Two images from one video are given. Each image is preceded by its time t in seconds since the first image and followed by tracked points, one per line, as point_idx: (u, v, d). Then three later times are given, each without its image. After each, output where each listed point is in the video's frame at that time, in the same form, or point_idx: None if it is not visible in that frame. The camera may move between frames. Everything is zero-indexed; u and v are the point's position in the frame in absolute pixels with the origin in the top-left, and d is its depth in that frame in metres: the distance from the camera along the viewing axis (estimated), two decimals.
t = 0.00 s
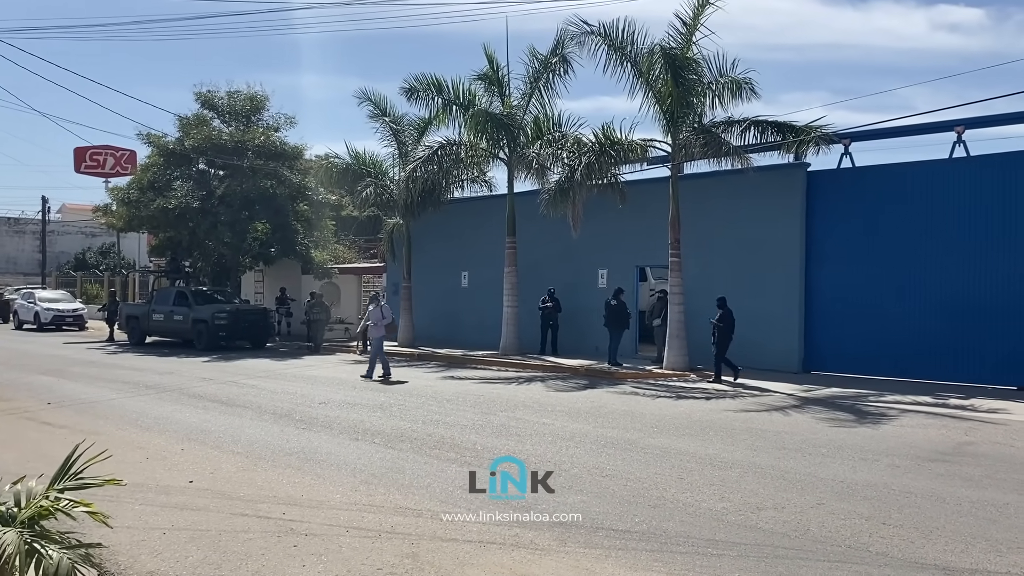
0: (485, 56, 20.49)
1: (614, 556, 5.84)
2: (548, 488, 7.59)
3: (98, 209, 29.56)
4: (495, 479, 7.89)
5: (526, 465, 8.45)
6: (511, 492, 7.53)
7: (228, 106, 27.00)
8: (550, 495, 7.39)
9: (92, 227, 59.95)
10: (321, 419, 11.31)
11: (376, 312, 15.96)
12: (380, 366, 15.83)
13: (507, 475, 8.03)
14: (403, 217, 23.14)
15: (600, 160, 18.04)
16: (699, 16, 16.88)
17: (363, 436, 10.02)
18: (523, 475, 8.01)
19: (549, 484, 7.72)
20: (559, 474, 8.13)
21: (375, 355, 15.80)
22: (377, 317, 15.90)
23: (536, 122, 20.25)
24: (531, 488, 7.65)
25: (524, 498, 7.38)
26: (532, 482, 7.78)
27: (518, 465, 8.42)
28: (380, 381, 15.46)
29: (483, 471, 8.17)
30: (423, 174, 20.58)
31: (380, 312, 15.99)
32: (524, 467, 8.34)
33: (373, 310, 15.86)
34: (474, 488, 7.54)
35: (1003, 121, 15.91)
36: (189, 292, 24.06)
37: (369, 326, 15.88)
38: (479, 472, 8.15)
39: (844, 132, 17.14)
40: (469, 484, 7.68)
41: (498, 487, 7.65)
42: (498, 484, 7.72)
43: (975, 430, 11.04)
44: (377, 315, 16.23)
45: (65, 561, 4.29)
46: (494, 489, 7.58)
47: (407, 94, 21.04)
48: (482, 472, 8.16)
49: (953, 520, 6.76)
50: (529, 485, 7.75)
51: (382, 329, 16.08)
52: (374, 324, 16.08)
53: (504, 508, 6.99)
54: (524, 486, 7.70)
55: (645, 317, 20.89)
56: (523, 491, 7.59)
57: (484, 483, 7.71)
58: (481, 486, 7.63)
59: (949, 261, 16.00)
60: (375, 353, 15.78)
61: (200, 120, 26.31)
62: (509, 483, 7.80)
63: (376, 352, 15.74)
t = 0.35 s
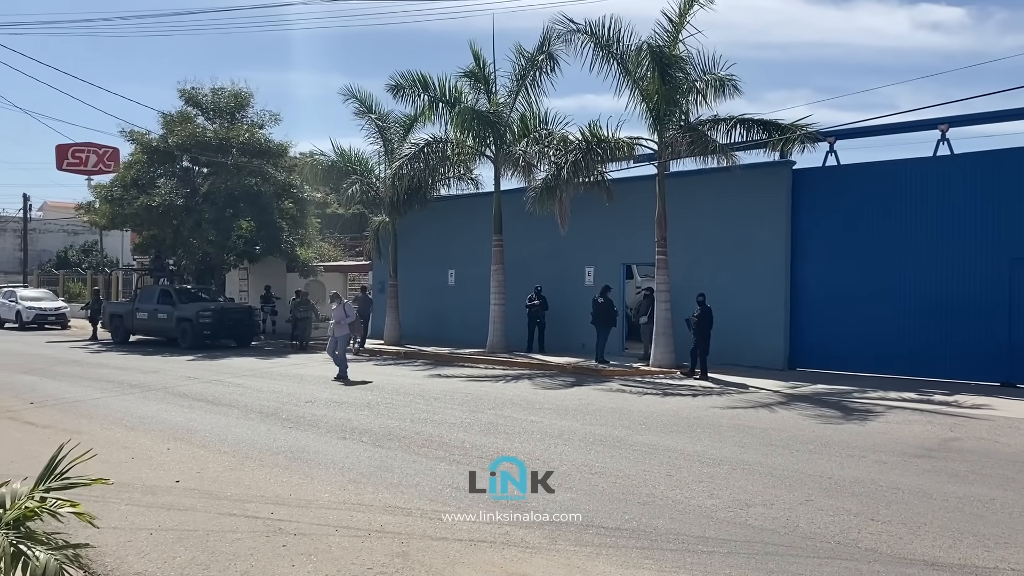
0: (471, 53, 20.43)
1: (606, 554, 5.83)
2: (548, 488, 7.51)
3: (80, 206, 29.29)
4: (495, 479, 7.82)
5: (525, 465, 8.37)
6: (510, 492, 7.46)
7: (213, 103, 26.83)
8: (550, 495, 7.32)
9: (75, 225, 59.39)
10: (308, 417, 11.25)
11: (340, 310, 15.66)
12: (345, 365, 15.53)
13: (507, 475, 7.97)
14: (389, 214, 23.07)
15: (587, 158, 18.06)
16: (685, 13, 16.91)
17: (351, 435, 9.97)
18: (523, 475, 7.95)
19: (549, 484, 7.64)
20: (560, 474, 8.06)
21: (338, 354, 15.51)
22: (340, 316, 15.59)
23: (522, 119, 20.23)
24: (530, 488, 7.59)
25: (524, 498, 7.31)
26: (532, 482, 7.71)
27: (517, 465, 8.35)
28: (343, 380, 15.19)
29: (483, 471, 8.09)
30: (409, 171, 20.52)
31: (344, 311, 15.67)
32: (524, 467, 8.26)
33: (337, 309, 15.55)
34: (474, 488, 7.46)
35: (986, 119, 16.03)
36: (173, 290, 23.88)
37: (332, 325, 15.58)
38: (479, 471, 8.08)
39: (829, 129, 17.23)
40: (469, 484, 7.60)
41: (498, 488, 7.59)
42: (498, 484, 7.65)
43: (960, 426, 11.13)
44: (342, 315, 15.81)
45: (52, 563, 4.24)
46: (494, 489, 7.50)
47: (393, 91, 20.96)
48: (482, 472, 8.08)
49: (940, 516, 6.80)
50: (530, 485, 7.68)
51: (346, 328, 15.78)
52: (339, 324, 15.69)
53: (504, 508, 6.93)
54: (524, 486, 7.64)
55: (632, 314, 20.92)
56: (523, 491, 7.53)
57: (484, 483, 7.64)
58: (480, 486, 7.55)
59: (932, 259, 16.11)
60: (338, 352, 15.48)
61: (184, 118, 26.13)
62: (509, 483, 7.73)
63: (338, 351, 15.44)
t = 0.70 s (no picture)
0: (453, 51, 20.37)
1: (590, 553, 5.83)
2: (549, 488, 7.49)
3: (57, 205, 28.96)
4: (495, 479, 7.79)
5: (526, 464, 8.35)
6: (511, 492, 7.43)
7: (192, 101, 26.60)
8: (550, 495, 7.30)
9: (51, 224, 58.68)
10: (290, 418, 11.17)
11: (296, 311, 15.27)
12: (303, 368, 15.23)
13: (507, 476, 7.94)
14: (371, 213, 22.99)
15: (569, 157, 18.07)
16: (666, 13, 16.95)
17: (333, 435, 9.92)
18: (523, 475, 7.92)
19: (549, 484, 7.61)
20: (559, 474, 8.03)
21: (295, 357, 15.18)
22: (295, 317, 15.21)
23: (504, 118, 20.20)
24: (531, 488, 7.56)
25: (524, 498, 7.29)
26: (533, 482, 7.69)
27: (517, 465, 8.32)
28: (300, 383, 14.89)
29: (483, 471, 8.06)
30: (390, 170, 20.43)
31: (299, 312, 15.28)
32: (524, 467, 8.24)
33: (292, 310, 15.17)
34: (475, 488, 7.43)
35: (965, 119, 16.18)
36: (152, 289, 23.66)
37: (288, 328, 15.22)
38: (479, 471, 8.05)
39: (810, 128, 17.33)
40: (469, 484, 7.57)
41: (498, 487, 7.56)
42: (498, 484, 7.62)
43: (939, 423, 11.22)
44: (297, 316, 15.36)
45: (31, 565, 4.19)
46: (495, 489, 7.48)
47: (374, 89, 20.85)
48: (483, 472, 8.05)
49: (920, 513, 6.85)
50: (529, 485, 7.66)
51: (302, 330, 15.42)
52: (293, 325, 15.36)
53: (503, 508, 6.90)
54: (524, 486, 7.61)
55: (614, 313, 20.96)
56: (523, 491, 7.51)
57: (484, 483, 7.60)
58: (481, 486, 7.52)
59: (911, 258, 16.26)
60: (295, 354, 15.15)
61: (162, 116, 25.91)
62: (509, 483, 7.71)
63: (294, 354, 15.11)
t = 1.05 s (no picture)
0: (431, 52, 20.32)
1: (570, 554, 5.83)
2: (548, 488, 7.53)
3: (30, 206, 28.57)
4: (496, 479, 7.83)
5: (526, 465, 8.40)
6: (510, 492, 7.47)
7: (168, 102, 26.36)
8: (551, 494, 7.34)
9: (25, 226, 57.91)
10: (268, 421, 11.09)
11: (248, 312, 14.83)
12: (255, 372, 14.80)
13: (507, 476, 7.98)
14: (349, 214, 22.88)
15: (548, 158, 18.09)
16: (644, 14, 17.01)
17: (312, 438, 9.84)
18: (523, 475, 7.96)
19: (549, 484, 7.65)
20: (559, 474, 8.09)
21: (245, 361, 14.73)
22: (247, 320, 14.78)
23: (483, 119, 20.18)
24: (530, 488, 7.60)
25: (524, 498, 7.33)
26: (532, 482, 7.72)
27: (517, 465, 8.37)
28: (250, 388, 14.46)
29: (483, 471, 8.12)
30: (369, 171, 20.32)
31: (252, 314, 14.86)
32: (524, 467, 8.28)
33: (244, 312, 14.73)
34: (474, 488, 7.48)
35: (938, 121, 16.38)
36: (127, 291, 23.41)
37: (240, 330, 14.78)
38: (479, 471, 8.11)
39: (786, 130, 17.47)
40: (469, 484, 7.62)
41: (498, 488, 7.60)
42: (498, 484, 7.66)
43: (915, 421, 11.35)
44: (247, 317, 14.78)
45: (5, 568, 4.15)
46: (494, 489, 7.52)
47: (352, 90, 20.74)
48: (482, 472, 8.11)
49: (897, 511, 6.91)
50: (529, 485, 7.70)
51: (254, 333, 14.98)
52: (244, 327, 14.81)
53: (504, 508, 6.93)
54: (524, 487, 7.65)
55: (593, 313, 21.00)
56: (523, 491, 7.54)
57: (484, 484, 7.65)
58: (481, 486, 7.57)
59: (886, 258, 16.42)
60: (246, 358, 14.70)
61: (138, 117, 25.64)
62: (509, 483, 7.74)
63: (245, 357, 14.65)
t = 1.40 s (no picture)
0: (407, 54, 20.28)
1: (547, 557, 5.83)
2: (548, 488, 7.64)
3: None
4: (495, 480, 7.93)
5: (525, 465, 8.53)
6: (510, 492, 7.57)
7: (141, 103, 26.09)
8: (549, 495, 7.44)
9: None
10: (243, 425, 11.00)
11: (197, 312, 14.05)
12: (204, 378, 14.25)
13: (507, 476, 8.08)
14: (324, 217, 22.75)
15: (525, 161, 18.11)
16: (619, 18, 17.10)
17: (287, 442, 9.77)
18: (523, 475, 8.09)
19: (549, 484, 7.77)
20: (558, 474, 8.22)
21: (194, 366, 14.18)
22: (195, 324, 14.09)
23: (460, 122, 20.17)
24: (531, 488, 7.71)
25: (523, 498, 7.42)
26: (532, 482, 7.84)
27: (517, 465, 8.50)
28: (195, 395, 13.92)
29: (483, 471, 8.25)
30: (344, 173, 20.19)
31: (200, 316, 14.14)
32: (524, 467, 8.42)
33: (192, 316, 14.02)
34: (474, 488, 7.59)
35: (909, 125, 16.60)
36: (100, 295, 23.12)
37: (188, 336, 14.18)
38: (479, 471, 8.23)
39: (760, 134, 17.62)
40: (469, 484, 7.72)
41: (498, 487, 7.70)
42: (499, 484, 7.77)
43: (887, 422, 11.49)
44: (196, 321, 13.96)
45: None
46: (495, 489, 7.62)
47: (328, 92, 20.64)
48: (482, 472, 8.24)
49: (870, 511, 6.98)
50: (529, 485, 7.81)
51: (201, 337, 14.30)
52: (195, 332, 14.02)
53: (503, 508, 7.03)
54: (524, 486, 7.76)
55: (570, 316, 21.05)
56: (523, 491, 7.65)
57: (484, 484, 7.74)
58: (480, 486, 7.67)
59: (860, 261, 16.59)
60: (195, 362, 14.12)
61: (110, 118, 25.34)
62: (509, 483, 7.85)
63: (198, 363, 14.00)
